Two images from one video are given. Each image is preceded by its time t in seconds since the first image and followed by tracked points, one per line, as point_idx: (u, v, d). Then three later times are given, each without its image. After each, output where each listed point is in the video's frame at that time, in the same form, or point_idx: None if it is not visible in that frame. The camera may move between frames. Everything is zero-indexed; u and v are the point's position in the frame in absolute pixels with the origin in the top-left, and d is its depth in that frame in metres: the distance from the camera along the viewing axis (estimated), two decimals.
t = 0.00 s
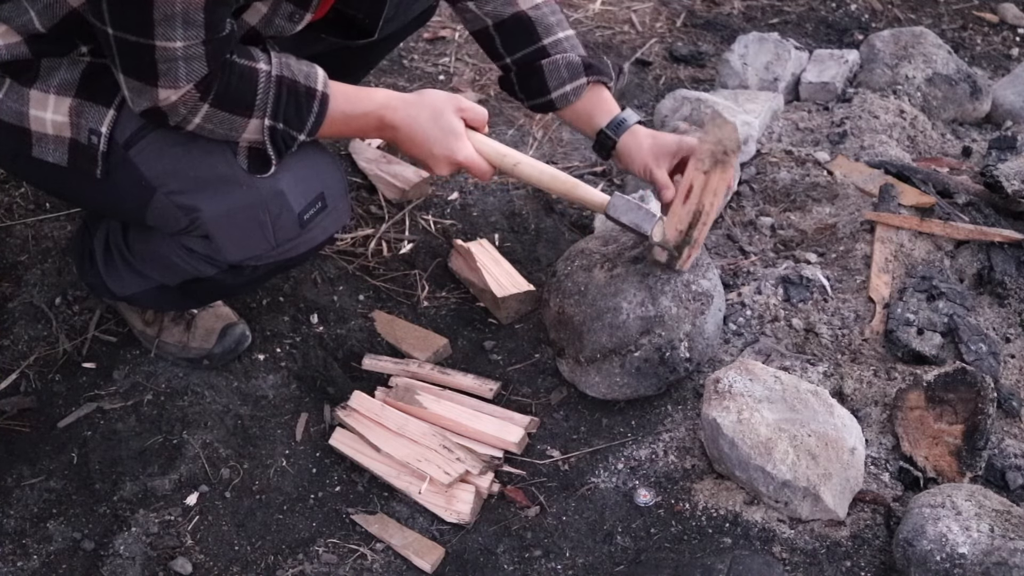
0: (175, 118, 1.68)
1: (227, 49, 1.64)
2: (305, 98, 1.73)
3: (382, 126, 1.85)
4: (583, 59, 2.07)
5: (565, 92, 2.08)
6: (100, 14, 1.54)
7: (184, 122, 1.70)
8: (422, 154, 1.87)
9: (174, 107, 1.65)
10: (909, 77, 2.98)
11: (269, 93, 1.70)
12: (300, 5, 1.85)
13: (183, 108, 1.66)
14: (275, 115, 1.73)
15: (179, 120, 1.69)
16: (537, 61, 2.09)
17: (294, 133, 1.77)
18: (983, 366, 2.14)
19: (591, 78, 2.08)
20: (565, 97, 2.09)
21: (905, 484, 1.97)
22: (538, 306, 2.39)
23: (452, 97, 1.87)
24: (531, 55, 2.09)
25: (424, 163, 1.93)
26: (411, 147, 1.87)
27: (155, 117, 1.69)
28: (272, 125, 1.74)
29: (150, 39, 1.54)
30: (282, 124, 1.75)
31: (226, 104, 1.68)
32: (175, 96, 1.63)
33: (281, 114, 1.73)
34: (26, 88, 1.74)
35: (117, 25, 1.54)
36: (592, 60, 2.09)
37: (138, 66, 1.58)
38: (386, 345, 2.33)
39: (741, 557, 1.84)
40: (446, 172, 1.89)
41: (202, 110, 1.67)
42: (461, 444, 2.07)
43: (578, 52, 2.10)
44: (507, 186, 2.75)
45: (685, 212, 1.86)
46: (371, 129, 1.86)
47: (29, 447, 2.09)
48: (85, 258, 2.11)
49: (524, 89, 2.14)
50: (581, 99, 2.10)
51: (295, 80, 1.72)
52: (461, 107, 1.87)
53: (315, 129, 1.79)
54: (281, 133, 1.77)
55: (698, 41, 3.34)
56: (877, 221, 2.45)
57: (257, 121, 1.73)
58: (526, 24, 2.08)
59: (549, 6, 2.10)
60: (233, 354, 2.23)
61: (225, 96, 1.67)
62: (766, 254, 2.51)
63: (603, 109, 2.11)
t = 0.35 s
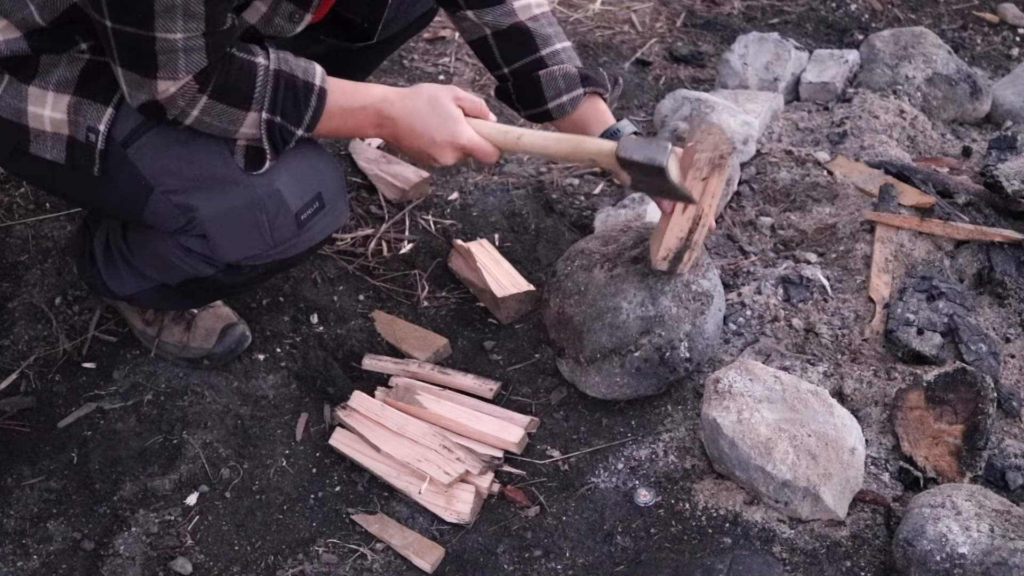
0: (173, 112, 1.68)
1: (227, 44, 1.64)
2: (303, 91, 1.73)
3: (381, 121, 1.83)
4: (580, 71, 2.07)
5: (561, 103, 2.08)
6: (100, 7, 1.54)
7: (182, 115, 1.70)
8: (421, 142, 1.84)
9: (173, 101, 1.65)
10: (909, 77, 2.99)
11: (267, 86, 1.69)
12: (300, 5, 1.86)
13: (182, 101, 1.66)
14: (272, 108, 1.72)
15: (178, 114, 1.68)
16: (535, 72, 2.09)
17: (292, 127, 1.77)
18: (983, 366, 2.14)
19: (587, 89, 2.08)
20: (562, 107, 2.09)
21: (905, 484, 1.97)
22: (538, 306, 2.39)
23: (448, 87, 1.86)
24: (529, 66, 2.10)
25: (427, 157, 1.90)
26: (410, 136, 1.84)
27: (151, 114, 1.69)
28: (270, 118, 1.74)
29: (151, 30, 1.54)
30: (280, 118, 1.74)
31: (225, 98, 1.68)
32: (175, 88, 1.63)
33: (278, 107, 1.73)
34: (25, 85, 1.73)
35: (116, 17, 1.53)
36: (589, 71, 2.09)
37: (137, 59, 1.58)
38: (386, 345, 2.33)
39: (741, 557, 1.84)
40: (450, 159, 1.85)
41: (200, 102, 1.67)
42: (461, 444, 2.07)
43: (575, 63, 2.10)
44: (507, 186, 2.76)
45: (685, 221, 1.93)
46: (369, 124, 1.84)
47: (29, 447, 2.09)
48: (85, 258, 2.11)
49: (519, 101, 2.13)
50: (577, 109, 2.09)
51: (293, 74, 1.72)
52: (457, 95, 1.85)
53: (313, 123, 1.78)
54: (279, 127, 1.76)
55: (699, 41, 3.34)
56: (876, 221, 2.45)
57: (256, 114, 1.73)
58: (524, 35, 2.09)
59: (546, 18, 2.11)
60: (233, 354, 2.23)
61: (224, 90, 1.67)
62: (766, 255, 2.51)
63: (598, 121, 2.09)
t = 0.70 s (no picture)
0: (198, 83, 1.60)
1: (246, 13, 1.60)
2: (322, 46, 1.65)
3: (401, 82, 1.71)
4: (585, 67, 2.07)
5: (567, 98, 2.06)
6: None
7: (206, 87, 1.62)
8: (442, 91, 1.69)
9: (196, 70, 1.58)
10: (909, 77, 2.99)
11: (286, 42, 1.63)
12: None
13: (205, 68, 1.58)
14: (293, 62, 1.64)
15: (202, 86, 1.61)
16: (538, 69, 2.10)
17: (315, 85, 1.66)
18: (983, 366, 2.14)
19: (593, 85, 2.07)
20: (567, 102, 2.07)
21: (905, 484, 1.97)
22: (538, 306, 2.39)
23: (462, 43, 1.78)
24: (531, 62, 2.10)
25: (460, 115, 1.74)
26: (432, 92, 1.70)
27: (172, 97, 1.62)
28: (292, 73, 1.64)
29: None
30: (302, 72, 1.64)
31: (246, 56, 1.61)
32: (198, 55, 1.56)
33: (299, 61, 1.64)
34: (23, 81, 1.73)
35: None
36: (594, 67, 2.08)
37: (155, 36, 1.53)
38: (386, 345, 2.33)
39: (741, 557, 1.84)
40: (478, 104, 1.71)
41: (224, 65, 1.59)
42: (461, 444, 2.07)
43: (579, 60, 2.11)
44: (507, 186, 2.76)
45: (683, 222, 1.94)
46: (389, 89, 1.72)
47: (29, 447, 2.09)
48: (84, 259, 2.11)
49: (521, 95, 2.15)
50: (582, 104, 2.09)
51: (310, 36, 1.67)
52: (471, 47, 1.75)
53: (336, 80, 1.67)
54: (301, 84, 1.65)
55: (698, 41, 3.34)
56: (877, 221, 2.46)
57: (277, 71, 1.63)
58: (528, 31, 2.08)
59: (551, 14, 2.11)
60: (233, 354, 2.23)
61: (245, 50, 1.61)
62: (766, 254, 2.51)
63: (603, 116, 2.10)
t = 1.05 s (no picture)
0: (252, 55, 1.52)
1: None
2: (372, 22, 1.62)
3: (447, 64, 1.66)
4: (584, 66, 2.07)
5: (567, 99, 2.06)
6: None
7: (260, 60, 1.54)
8: (492, 73, 1.65)
9: (251, 39, 1.51)
10: (909, 77, 2.99)
11: (337, 15, 1.59)
12: None
13: (260, 36, 1.51)
14: (347, 31, 1.59)
15: (257, 57, 1.53)
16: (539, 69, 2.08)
17: (369, 55, 1.60)
18: (983, 366, 2.14)
19: (592, 85, 2.07)
20: (568, 103, 2.07)
21: (905, 484, 1.97)
22: (538, 306, 2.39)
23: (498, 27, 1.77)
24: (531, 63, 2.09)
25: (503, 101, 1.70)
26: (480, 74, 1.66)
27: (221, 77, 1.55)
28: (346, 40, 1.58)
29: None
30: (356, 41, 1.59)
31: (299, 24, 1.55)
32: (250, 22, 1.50)
33: (351, 30, 1.59)
34: (20, 74, 1.71)
35: None
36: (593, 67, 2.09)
37: (201, 11, 1.47)
38: (386, 345, 2.33)
39: (741, 557, 1.84)
40: (523, 89, 1.69)
41: (278, 33, 1.53)
42: (461, 444, 2.07)
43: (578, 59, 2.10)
44: (507, 186, 2.76)
45: (682, 224, 1.93)
46: (434, 71, 1.67)
47: (28, 447, 2.09)
48: (83, 257, 2.11)
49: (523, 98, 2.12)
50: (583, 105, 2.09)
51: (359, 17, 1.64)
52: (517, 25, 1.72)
53: (389, 54, 1.62)
54: (356, 53, 1.59)
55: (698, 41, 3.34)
56: (877, 221, 2.45)
57: (332, 40, 1.57)
58: (528, 32, 2.08)
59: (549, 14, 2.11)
60: (232, 353, 2.23)
61: (298, 20, 1.55)
62: (766, 254, 2.51)
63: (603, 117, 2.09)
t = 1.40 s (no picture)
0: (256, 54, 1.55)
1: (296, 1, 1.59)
2: (377, 37, 1.64)
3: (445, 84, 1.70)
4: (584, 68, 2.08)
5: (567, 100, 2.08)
6: None
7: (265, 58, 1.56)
8: (487, 94, 1.71)
9: (255, 39, 1.53)
10: (909, 77, 2.99)
11: (344, 26, 1.61)
12: None
13: (264, 36, 1.54)
14: (353, 41, 1.61)
15: (261, 57, 1.55)
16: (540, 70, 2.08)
17: (370, 67, 1.63)
18: (983, 366, 2.14)
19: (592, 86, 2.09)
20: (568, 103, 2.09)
21: (905, 484, 1.97)
22: (538, 306, 2.39)
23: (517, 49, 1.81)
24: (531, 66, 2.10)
25: (493, 132, 1.75)
26: (475, 101, 1.71)
27: (224, 74, 1.57)
28: (351, 50, 1.61)
29: None
30: (360, 53, 1.62)
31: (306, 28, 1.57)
32: (255, 21, 1.52)
33: (357, 42, 1.62)
34: (21, 72, 1.73)
35: None
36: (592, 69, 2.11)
37: (207, 7, 1.49)
38: (386, 345, 2.33)
39: (741, 557, 1.84)
40: (513, 122, 1.73)
41: (283, 35, 1.55)
42: (461, 444, 2.07)
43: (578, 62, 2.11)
44: (507, 186, 2.76)
45: (682, 223, 1.93)
46: (433, 91, 1.71)
47: (29, 447, 2.09)
48: (84, 257, 2.11)
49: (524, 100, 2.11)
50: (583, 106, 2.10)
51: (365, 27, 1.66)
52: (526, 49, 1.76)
53: (393, 69, 1.65)
54: (359, 64, 1.62)
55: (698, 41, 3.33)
56: (877, 221, 2.46)
57: (336, 46, 1.60)
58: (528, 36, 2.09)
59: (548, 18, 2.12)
60: (232, 353, 2.23)
61: (304, 22, 1.57)
62: (766, 255, 2.51)
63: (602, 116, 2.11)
